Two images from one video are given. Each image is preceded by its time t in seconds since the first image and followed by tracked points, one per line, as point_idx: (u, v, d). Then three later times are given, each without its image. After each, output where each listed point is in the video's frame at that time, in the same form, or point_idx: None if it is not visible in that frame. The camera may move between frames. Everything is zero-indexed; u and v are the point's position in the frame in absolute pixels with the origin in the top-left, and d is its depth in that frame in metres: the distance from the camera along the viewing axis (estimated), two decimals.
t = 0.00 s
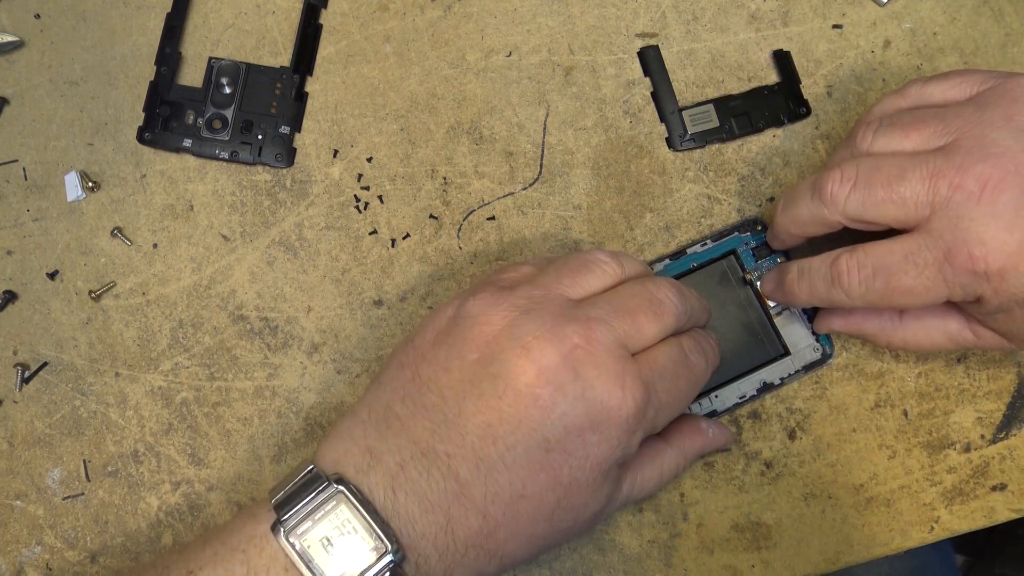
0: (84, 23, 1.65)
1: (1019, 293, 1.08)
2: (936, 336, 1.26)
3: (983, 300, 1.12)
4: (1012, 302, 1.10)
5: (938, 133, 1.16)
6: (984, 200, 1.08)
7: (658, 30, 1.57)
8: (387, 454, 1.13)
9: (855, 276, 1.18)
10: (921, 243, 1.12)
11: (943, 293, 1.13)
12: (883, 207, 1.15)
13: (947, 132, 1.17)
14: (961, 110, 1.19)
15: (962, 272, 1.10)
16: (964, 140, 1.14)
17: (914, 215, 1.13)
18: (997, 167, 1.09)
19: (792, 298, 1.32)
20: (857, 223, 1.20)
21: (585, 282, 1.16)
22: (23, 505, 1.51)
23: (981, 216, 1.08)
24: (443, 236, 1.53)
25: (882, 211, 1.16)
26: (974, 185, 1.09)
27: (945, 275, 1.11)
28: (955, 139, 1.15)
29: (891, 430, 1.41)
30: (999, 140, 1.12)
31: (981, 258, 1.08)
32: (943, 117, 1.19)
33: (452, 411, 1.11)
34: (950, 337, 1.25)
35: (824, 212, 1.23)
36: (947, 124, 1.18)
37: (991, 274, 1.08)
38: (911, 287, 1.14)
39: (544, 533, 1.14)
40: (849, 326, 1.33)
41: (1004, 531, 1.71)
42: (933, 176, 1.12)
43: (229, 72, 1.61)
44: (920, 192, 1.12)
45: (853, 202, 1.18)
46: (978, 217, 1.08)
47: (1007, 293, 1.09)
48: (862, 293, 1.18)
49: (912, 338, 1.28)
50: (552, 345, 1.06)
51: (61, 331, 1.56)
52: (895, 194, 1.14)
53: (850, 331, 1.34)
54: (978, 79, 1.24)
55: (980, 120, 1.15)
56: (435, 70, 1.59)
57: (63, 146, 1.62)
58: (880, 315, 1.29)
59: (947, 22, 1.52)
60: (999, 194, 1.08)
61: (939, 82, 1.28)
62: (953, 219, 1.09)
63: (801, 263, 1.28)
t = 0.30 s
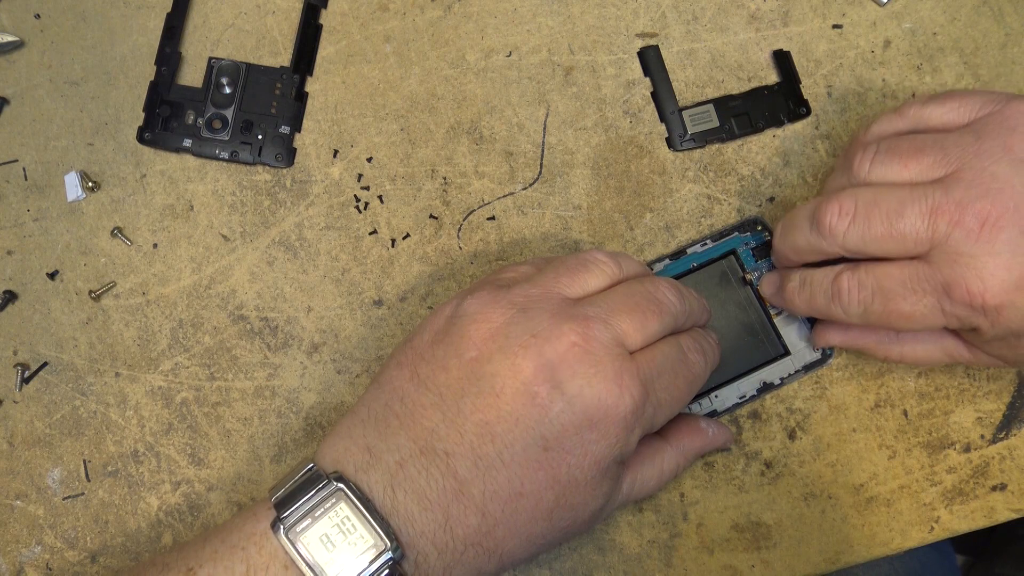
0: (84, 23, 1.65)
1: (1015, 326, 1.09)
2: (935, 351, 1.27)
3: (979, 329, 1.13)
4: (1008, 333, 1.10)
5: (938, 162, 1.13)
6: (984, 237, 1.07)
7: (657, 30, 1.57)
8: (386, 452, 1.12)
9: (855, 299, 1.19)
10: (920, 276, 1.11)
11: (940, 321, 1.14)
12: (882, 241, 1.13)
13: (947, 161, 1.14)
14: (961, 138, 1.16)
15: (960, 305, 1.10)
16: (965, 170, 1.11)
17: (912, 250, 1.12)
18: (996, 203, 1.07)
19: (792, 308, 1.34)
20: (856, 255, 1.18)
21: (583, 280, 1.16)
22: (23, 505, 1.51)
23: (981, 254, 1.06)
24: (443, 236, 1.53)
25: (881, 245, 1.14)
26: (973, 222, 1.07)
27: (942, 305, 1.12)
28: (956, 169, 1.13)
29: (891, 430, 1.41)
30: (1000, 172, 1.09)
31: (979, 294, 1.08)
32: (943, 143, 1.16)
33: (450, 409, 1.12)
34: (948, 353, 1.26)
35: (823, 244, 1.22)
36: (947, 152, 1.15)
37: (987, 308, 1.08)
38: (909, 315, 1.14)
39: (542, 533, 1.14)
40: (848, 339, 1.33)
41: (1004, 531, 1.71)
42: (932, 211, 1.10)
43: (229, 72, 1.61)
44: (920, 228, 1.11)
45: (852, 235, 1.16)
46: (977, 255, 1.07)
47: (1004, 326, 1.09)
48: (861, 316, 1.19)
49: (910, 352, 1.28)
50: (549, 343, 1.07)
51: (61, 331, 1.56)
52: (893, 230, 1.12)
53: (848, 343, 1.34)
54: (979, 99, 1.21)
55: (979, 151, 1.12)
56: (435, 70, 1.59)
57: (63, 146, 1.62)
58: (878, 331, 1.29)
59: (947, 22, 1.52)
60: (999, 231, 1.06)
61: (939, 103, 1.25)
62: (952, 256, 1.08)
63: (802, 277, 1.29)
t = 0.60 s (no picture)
0: (84, 23, 1.65)
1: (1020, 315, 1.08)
2: (937, 350, 1.26)
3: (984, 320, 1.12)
4: (1014, 323, 1.09)
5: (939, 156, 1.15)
6: (988, 223, 1.07)
7: (657, 30, 1.57)
8: (385, 453, 1.12)
9: (860, 286, 1.18)
10: (924, 261, 1.11)
11: (945, 311, 1.13)
12: (885, 231, 1.13)
13: (948, 155, 1.15)
14: (959, 135, 1.17)
15: (965, 292, 1.09)
16: (965, 163, 1.12)
17: (916, 240, 1.12)
18: (998, 191, 1.08)
19: (791, 302, 1.33)
20: (861, 249, 1.18)
21: (582, 281, 1.16)
22: (23, 505, 1.51)
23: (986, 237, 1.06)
24: (443, 236, 1.53)
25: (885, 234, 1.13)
26: (977, 209, 1.07)
27: (947, 293, 1.11)
28: (956, 161, 1.14)
29: (891, 430, 1.41)
30: (1001, 164, 1.10)
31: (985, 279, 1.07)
32: (943, 140, 1.17)
33: (449, 411, 1.12)
34: (952, 350, 1.25)
35: (827, 238, 1.22)
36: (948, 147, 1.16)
37: (993, 294, 1.08)
38: (913, 301, 1.14)
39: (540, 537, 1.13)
40: (851, 343, 1.32)
41: (1005, 531, 1.71)
42: (935, 200, 1.10)
43: (229, 72, 1.61)
44: (923, 217, 1.10)
45: (856, 228, 1.16)
46: (982, 241, 1.07)
47: (1010, 313, 1.08)
48: (866, 303, 1.18)
49: (914, 351, 1.27)
50: (548, 345, 1.07)
51: (61, 331, 1.56)
52: (896, 218, 1.12)
53: (851, 349, 1.34)
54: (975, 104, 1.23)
55: (978, 144, 1.13)
56: (435, 70, 1.59)
57: (63, 146, 1.62)
58: (880, 330, 1.29)
59: (947, 22, 1.52)
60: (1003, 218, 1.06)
61: (932, 109, 1.27)
62: (957, 243, 1.08)
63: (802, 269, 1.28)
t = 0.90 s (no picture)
0: (84, 23, 1.65)
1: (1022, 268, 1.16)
2: (949, 351, 1.31)
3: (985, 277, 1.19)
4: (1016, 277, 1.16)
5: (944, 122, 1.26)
6: (989, 175, 1.16)
7: (657, 30, 1.57)
8: (384, 455, 1.11)
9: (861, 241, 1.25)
10: (924, 216, 1.21)
11: (946, 267, 1.21)
12: (888, 185, 1.24)
13: (954, 121, 1.25)
14: (964, 107, 1.27)
15: (967, 246, 1.18)
16: (969, 127, 1.23)
17: (918, 194, 1.22)
18: (1001, 147, 1.17)
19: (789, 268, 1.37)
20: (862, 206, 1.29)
21: (588, 285, 1.15)
22: (23, 505, 1.51)
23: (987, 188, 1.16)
24: (443, 236, 1.53)
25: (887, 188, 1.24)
26: (979, 163, 1.17)
27: (950, 246, 1.19)
28: (961, 125, 1.24)
29: (891, 430, 1.41)
30: (1004, 124, 1.20)
31: (984, 230, 1.16)
32: (949, 110, 1.28)
33: (451, 413, 1.12)
34: (963, 347, 1.29)
35: (831, 195, 1.32)
36: (954, 116, 1.26)
37: (994, 246, 1.16)
38: (914, 254, 1.21)
39: (540, 539, 1.13)
40: (866, 369, 1.36)
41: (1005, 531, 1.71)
42: (939, 156, 1.21)
43: (229, 72, 1.61)
44: (925, 171, 1.21)
45: (860, 183, 1.27)
46: (982, 191, 1.16)
47: (1011, 268, 1.15)
48: (865, 259, 1.25)
49: (927, 357, 1.33)
50: (554, 352, 1.07)
51: (60, 331, 1.56)
52: (899, 175, 1.23)
53: (868, 375, 1.37)
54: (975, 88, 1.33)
55: (982, 111, 1.23)
56: (435, 70, 1.59)
57: (63, 146, 1.62)
58: (890, 344, 1.35)
59: (947, 22, 1.53)
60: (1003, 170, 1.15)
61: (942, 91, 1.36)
62: (959, 194, 1.18)
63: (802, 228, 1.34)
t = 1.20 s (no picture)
0: (84, 23, 1.65)
1: (993, 314, 1.11)
2: (909, 392, 1.28)
3: (956, 320, 1.14)
4: (988, 324, 1.12)
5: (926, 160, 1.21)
6: (971, 217, 1.12)
7: (657, 30, 1.57)
8: (359, 438, 1.10)
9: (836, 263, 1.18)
10: (904, 250, 1.15)
11: (918, 303, 1.15)
12: (867, 218, 1.19)
13: (936, 161, 1.20)
14: (948, 146, 1.22)
15: (943, 285, 1.13)
16: (951, 167, 1.18)
17: (897, 229, 1.17)
18: (984, 191, 1.12)
19: (761, 289, 1.30)
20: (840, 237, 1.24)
21: (584, 286, 1.16)
22: (23, 505, 1.51)
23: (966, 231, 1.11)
24: (443, 236, 1.53)
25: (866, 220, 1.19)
26: (961, 204, 1.13)
27: (926, 283, 1.13)
28: (944, 166, 1.19)
29: (891, 430, 1.41)
30: (987, 168, 1.15)
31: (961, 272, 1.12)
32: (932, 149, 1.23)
33: (431, 401, 1.10)
34: (925, 390, 1.26)
35: (809, 227, 1.28)
36: (937, 154, 1.21)
37: (970, 288, 1.12)
38: (891, 286, 1.15)
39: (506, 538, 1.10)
40: (827, 409, 1.36)
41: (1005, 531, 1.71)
42: (920, 194, 1.16)
43: (228, 72, 1.61)
44: (906, 208, 1.16)
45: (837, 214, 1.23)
46: (962, 233, 1.12)
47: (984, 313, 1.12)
48: (839, 285, 1.18)
49: (886, 398, 1.31)
50: (542, 350, 1.07)
51: (60, 331, 1.56)
52: (878, 208, 1.18)
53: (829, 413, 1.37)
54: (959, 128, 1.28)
55: (967, 152, 1.19)
56: (435, 70, 1.59)
57: (63, 146, 1.62)
58: (849, 385, 1.33)
59: (947, 22, 1.52)
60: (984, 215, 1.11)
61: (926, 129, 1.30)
62: (938, 233, 1.13)
63: (776, 250, 1.28)
